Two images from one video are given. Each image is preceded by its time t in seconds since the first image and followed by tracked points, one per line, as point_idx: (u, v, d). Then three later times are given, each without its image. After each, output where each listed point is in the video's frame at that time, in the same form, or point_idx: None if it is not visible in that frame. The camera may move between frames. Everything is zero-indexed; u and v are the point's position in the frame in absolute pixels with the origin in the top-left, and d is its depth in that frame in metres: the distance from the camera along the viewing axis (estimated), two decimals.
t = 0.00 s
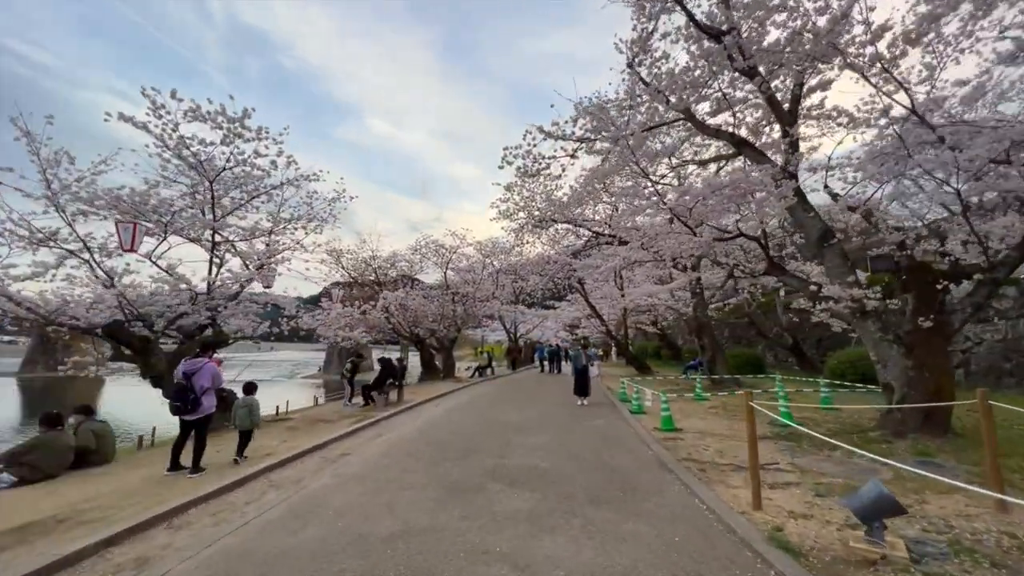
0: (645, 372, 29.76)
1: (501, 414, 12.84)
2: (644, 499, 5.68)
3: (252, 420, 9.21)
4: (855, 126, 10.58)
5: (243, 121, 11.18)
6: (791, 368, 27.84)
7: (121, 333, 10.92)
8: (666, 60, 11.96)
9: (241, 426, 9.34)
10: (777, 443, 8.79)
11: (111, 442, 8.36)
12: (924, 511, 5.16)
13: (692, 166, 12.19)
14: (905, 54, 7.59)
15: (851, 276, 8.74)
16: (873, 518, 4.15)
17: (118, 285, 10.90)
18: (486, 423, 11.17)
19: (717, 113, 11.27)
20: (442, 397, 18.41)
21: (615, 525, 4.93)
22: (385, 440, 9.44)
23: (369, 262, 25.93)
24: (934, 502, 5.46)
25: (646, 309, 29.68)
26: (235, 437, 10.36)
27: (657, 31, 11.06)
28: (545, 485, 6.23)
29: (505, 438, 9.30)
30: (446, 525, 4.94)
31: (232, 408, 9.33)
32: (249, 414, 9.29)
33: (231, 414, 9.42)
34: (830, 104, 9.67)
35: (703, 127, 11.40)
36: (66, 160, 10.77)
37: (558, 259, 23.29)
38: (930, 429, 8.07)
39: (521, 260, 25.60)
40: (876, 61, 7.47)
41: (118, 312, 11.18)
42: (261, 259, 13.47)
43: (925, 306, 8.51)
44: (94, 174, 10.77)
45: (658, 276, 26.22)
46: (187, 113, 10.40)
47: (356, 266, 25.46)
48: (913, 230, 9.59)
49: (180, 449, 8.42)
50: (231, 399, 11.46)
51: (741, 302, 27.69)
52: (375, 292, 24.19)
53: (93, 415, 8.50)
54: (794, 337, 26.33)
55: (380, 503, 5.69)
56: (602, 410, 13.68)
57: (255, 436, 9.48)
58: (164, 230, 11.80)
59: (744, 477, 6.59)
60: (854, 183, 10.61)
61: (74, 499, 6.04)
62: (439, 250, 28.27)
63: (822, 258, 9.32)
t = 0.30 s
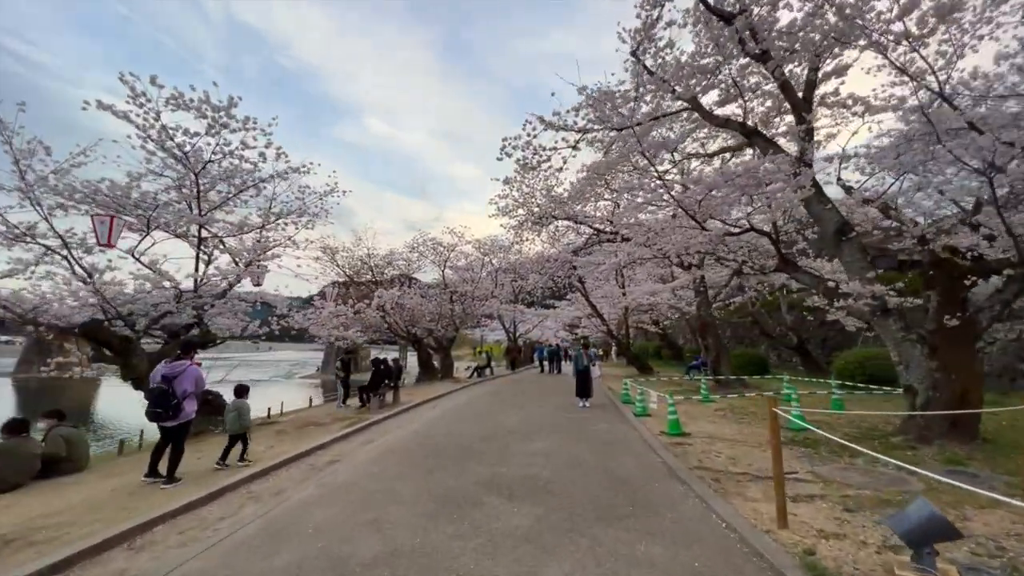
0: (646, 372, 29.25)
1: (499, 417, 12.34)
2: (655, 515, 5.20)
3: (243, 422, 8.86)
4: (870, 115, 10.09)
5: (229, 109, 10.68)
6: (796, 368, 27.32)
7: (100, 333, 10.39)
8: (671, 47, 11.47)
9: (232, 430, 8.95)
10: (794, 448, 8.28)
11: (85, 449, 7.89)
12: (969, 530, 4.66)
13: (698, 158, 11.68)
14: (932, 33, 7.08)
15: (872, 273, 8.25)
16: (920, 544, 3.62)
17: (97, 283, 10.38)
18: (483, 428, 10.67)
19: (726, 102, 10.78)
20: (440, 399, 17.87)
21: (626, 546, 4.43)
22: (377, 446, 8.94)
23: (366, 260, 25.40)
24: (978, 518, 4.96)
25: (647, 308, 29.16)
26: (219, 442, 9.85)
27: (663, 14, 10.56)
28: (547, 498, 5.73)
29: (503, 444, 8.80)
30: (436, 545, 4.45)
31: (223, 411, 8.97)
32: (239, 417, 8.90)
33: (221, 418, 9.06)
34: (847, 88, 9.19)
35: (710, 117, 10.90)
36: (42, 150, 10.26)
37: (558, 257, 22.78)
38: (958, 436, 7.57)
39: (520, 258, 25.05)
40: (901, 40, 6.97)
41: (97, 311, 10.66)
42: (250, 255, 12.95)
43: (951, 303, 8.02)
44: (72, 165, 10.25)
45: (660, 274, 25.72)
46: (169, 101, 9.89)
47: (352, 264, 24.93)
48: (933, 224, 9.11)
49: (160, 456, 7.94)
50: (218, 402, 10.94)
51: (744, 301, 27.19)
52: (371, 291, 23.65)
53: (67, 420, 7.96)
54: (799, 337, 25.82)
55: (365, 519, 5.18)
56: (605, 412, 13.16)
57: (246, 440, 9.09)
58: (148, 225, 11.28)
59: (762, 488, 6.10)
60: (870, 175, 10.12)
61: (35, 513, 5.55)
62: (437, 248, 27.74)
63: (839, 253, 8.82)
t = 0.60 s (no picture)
0: (649, 372, 28.77)
1: (499, 420, 11.82)
2: (673, 531, 4.71)
3: (242, 427, 8.33)
4: (889, 102, 9.61)
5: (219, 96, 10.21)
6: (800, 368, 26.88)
7: (81, 332, 9.86)
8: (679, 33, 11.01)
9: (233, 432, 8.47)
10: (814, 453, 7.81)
11: (59, 455, 7.40)
12: None
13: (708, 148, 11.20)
14: (967, 7, 6.60)
15: (898, 267, 7.77)
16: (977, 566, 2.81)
17: (78, 279, 9.86)
18: (482, 432, 10.17)
19: (738, 88, 10.32)
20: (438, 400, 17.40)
21: (644, 568, 3.94)
22: (370, 451, 8.43)
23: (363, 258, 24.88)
24: None
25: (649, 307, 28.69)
26: (207, 445, 9.35)
27: None
28: (553, 511, 5.24)
29: (504, 450, 8.30)
30: (430, 567, 3.95)
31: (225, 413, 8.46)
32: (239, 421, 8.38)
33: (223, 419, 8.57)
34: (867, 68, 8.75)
35: (720, 106, 10.42)
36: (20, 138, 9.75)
37: (559, 254, 22.29)
38: (991, 441, 7.11)
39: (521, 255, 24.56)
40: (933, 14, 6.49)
41: (78, 308, 10.14)
42: (241, 251, 12.43)
43: (982, 299, 7.55)
44: (51, 153, 9.75)
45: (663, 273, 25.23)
46: (153, 86, 9.39)
47: (349, 261, 24.41)
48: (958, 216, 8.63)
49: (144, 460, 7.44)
50: (206, 404, 10.45)
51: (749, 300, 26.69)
52: (368, 289, 23.13)
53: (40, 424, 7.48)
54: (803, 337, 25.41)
55: (353, 535, 4.68)
56: (610, 414, 12.68)
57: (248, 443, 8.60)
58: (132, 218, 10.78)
59: (788, 497, 5.61)
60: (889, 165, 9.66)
61: None
62: (435, 246, 27.22)
63: (860, 247, 8.34)
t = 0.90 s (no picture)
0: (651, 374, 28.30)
1: (498, 424, 11.37)
2: (692, 555, 4.22)
3: (244, 425, 8.29)
4: (908, 92, 9.14)
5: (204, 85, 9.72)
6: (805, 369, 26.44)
7: (57, 333, 9.39)
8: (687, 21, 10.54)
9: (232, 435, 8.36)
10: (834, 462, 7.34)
11: (28, 464, 6.94)
12: None
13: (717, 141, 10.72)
14: None
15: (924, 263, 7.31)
16: None
17: (55, 276, 9.39)
18: (480, 437, 9.72)
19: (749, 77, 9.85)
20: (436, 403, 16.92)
21: None
22: (362, 458, 7.98)
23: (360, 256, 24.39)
24: None
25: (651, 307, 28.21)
26: (190, 451, 8.87)
27: None
28: (558, 530, 4.78)
29: (503, 458, 7.84)
30: None
31: (223, 414, 8.41)
32: (240, 421, 8.35)
33: (219, 421, 8.48)
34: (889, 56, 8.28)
35: (730, 95, 9.93)
36: None
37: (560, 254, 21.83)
38: None
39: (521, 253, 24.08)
40: None
41: (55, 307, 9.64)
42: (232, 247, 11.92)
43: (1014, 298, 7.09)
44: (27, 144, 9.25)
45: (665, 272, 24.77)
46: (133, 75, 8.87)
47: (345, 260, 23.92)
48: (984, 210, 8.16)
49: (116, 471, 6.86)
50: (191, 408, 9.96)
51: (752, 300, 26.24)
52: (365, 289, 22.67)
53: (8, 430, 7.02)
54: (808, 337, 24.96)
55: (336, 560, 4.20)
56: (614, 418, 12.20)
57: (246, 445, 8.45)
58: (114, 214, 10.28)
59: (815, 515, 5.14)
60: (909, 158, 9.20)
61: None
62: (433, 245, 26.75)
63: (882, 243, 7.87)
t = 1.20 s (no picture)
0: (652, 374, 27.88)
1: (496, 427, 10.94)
2: None
3: (240, 427, 8.11)
4: (926, 78, 8.68)
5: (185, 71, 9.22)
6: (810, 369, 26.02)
7: (30, 331, 8.99)
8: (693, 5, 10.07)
9: (223, 436, 8.12)
10: (852, 468, 6.91)
11: None
12: None
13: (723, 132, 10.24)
14: None
15: (946, 258, 6.91)
16: None
17: (29, 272, 8.94)
18: (477, 441, 9.30)
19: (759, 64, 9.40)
20: (432, 404, 16.48)
21: None
22: (351, 463, 7.55)
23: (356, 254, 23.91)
24: None
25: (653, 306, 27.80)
26: (171, 456, 8.41)
27: None
28: (559, 546, 4.36)
29: (501, 463, 7.41)
30: None
31: (215, 414, 8.16)
32: (234, 421, 8.14)
33: (211, 421, 8.15)
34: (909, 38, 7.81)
35: (738, 83, 9.46)
36: None
37: (559, 252, 21.41)
38: None
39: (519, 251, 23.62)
40: None
41: (29, 305, 9.17)
42: (219, 243, 11.45)
43: None
44: None
45: (666, 270, 24.35)
46: (110, 59, 8.38)
47: (341, 258, 23.44)
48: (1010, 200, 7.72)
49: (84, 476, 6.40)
50: (174, 410, 9.50)
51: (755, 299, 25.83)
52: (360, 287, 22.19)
53: None
54: (812, 337, 24.57)
55: None
56: (617, 420, 11.77)
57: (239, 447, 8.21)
58: (92, 207, 9.79)
59: (840, 529, 4.70)
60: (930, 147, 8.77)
61: None
62: (431, 243, 26.32)
63: (902, 237, 7.44)
